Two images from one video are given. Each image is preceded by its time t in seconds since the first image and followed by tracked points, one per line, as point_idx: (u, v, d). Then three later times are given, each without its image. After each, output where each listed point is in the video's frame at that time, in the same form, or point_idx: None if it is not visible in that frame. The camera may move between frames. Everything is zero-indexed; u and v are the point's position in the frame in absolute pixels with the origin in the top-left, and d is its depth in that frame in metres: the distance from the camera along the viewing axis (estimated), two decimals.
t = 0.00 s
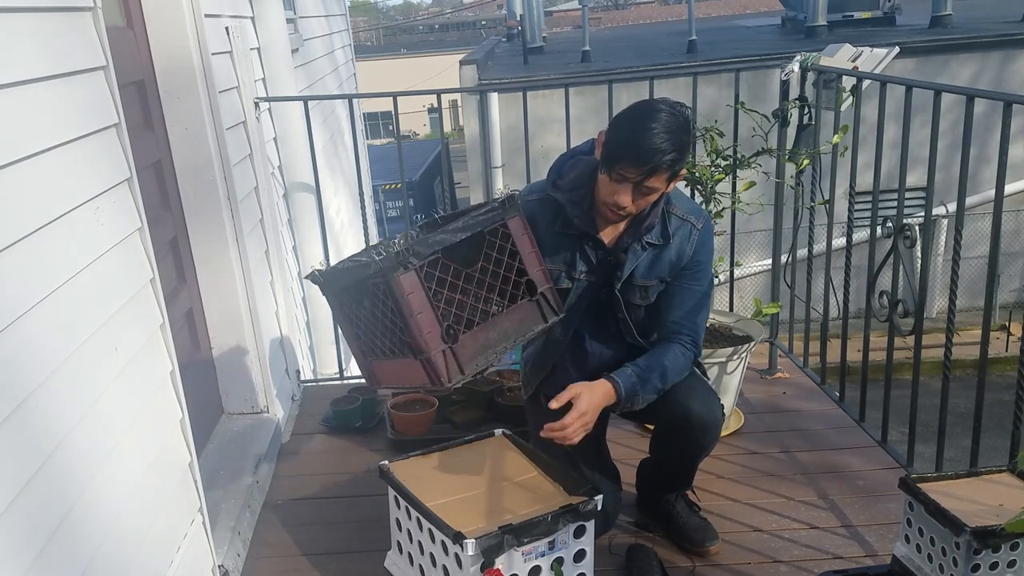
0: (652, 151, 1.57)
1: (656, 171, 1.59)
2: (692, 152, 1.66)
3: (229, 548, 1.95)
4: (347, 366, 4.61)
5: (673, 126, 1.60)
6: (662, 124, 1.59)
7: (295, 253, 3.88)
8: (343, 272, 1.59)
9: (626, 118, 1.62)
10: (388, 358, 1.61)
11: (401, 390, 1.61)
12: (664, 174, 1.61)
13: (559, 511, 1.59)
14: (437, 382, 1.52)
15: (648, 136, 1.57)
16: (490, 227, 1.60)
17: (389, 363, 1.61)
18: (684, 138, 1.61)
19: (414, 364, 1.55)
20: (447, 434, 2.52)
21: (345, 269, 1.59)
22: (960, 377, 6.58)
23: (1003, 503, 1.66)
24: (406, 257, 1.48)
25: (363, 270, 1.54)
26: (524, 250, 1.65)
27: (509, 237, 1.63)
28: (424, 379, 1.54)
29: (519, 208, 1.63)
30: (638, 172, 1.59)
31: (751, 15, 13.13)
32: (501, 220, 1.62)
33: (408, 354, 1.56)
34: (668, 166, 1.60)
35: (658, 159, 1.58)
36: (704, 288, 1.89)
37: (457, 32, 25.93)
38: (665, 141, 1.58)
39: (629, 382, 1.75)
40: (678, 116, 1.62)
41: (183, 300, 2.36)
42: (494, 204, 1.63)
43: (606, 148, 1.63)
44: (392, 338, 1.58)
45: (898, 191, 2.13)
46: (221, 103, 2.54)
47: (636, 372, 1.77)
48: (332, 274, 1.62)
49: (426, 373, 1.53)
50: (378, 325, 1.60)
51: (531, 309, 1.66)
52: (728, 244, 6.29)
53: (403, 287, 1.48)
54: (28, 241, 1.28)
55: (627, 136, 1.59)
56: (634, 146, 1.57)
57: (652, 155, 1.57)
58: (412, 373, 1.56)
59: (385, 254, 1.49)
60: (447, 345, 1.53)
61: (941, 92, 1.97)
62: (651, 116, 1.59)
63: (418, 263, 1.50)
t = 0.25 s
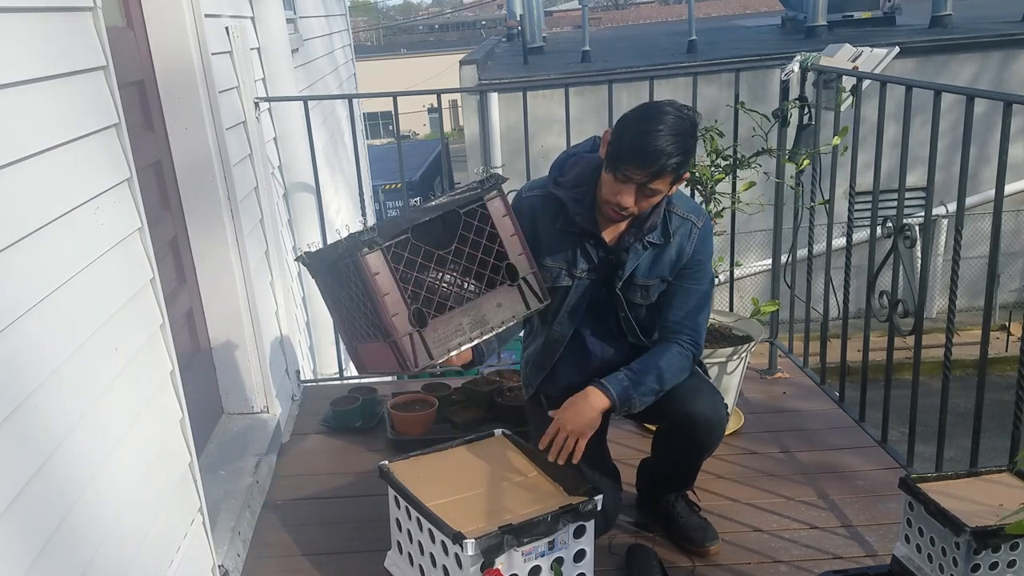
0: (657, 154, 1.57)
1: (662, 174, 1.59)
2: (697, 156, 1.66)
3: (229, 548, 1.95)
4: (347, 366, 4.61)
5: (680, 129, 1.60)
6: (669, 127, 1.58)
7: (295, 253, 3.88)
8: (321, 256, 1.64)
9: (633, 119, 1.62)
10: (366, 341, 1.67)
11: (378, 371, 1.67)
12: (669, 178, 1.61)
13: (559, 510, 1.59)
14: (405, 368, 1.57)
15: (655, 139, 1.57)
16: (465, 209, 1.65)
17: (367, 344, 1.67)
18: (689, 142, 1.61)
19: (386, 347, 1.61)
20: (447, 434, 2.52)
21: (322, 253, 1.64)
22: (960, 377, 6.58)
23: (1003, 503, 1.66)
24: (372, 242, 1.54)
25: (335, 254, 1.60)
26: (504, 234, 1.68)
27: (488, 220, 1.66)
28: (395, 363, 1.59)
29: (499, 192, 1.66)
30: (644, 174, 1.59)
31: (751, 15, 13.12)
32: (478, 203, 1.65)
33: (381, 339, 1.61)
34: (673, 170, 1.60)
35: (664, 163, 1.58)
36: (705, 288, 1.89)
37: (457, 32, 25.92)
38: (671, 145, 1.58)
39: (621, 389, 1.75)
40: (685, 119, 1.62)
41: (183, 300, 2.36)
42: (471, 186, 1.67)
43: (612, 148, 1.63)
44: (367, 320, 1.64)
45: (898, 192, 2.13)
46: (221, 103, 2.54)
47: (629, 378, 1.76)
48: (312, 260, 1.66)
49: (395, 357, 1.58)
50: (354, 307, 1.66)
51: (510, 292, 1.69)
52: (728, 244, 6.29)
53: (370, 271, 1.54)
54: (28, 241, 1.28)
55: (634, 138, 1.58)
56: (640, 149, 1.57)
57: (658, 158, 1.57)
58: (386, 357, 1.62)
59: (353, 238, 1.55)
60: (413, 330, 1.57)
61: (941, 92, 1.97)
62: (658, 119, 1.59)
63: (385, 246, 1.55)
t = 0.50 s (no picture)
0: (650, 150, 1.57)
1: (654, 169, 1.59)
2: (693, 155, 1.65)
3: (229, 548, 1.95)
4: (347, 366, 4.61)
5: (675, 127, 1.59)
6: (664, 124, 1.59)
7: (295, 253, 3.88)
8: (339, 260, 1.60)
9: (628, 118, 1.62)
10: (375, 351, 1.63)
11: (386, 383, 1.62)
12: (661, 174, 1.61)
13: (559, 511, 1.59)
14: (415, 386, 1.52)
15: (649, 135, 1.57)
16: (496, 236, 1.58)
17: (376, 355, 1.62)
18: (685, 140, 1.61)
19: (398, 363, 1.55)
20: (447, 434, 2.52)
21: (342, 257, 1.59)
22: (960, 377, 6.59)
23: (1003, 503, 1.66)
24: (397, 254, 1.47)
25: (356, 261, 1.54)
26: (527, 265, 1.62)
27: (514, 249, 1.60)
28: (405, 380, 1.54)
29: (527, 221, 1.60)
30: (636, 170, 1.59)
31: (751, 15, 13.13)
32: (509, 231, 1.59)
33: (392, 352, 1.56)
34: (666, 166, 1.59)
35: (658, 158, 1.57)
36: (705, 291, 1.89)
37: (457, 32, 25.92)
38: (665, 141, 1.58)
39: (636, 385, 1.75)
40: (681, 117, 1.62)
41: (183, 300, 2.36)
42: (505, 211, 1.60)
43: (607, 147, 1.64)
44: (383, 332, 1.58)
45: (898, 192, 2.13)
46: (221, 103, 2.54)
47: (644, 375, 1.77)
48: (331, 261, 1.63)
49: (407, 374, 1.53)
50: (369, 318, 1.60)
51: (528, 323, 1.64)
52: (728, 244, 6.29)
53: (391, 285, 1.48)
54: (28, 241, 1.28)
55: (627, 134, 1.59)
56: (633, 145, 1.58)
57: (651, 154, 1.57)
58: (395, 371, 1.57)
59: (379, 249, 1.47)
60: (430, 349, 1.52)
61: (941, 92, 1.97)
62: (654, 117, 1.59)
63: (412, 262, 1.48)
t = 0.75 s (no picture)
0: (638, 142, 1.56)
1: (641, 160, 1.59)
2: (683, 147, 1.65)
3: (229, 548, 1.95)
4: (347, 366, 4.61)
5: (663, 119, 1.59)
6: (653, 116, 1.58)
7: (295, 253, 3.88)
8: (385, 281, 1.54)
9: (618, 113, 1.62)
10: (413, 370, 1.61)
11: (421, 402, 1.61)
12: (650, 164, 1.60)
13: (559, 511, 1.59)
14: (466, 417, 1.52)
15: (637, 127, 1.57)
16: (549, 271, 1.56)
17: (416, 374, 1.60)
18: (674, 132, 1.61)
19: (446, 390, 1.54)
20: (448, 434, 2.53)
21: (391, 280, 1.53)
22: (960, 377, 6.59)
23: (1003, 502, 1.66)
24: (466, 293, 1.41)
25: (411, 289, 1.47)
26: (569, 295, 1.62)
27: (558, 278, 1.59)
28: (454, 407, 1.54)
29: (574, 254, 1.59)
30: (624, 162, 1.59)
31: (751, 15, 13.13)
32: (559, 266, 1.57)
33: (439, 378, 1.55)
34: (654, 157, 1.59)
35: (645, 149, 1.57)
36: (705, 290, 1.88)
37: (457, 32, 25.89)
38: (653, 133, 1.57)
39: (665, 370, 1.78)
40: (669, 109, 1.62)
41: (183, 300, 2.36)
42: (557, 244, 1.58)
43: (597, 142, 1.64)
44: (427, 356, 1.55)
45: (898, 192, 2.13)
46: (220, 103, 2.54)
47: (668, 361, 1.80)
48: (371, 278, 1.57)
49: (457, 402, 1.53)
50: (413, 340, 1.57)
51: (564, 354, 1.65)
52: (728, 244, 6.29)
53: (454, 323, 1.43)
54: (28, 241, 1.28)
55: (615, 128, 1.59)
56: (620, 138, 1.58)
57: (638, 145, 1.57)
58: (441, 395, 1.56)
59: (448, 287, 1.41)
60: (484, 382, 1.50)
61: (941, 92, 1.97)
62: (642, 110, 1.59)
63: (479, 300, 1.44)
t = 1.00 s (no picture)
0: (637, 140, 1.56)
1: (641, 158, 1.58)
2: (680, 143, 1.65)
3: (229, 548, 1.95)
4: (347, 366, 4.61)
5: (658, 115, 1.59)
6: (647, 113, 1.58)
7: (295, 253, 3.88)
8: (414, 307, 1.51)
9: (613, 112, 1.62)
10: (434, 395, 1.59)
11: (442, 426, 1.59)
12: (650, 161, 1.60)
13: (559, 511, 1.59)
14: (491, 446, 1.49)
15: (633, 125, 1.57)
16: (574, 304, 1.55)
17: (438, 400, 1.58)
18: (670, 128, 1.61)
19: (472, 420, 1.51)
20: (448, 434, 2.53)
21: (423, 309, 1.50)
22: (960, 377, 6.59)
23: (1003, 502, 1.66)
24: (504, 330, 1.39)
25: (444, 320, 1.44)
26: (590, 325, 1.62)
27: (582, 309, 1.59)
28: (479, 437, 1.51)
29: (601, 286, 1.59)
30: (623, 161, 1.59)
31: (751, 15, 13.12)
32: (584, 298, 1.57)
33: (464, 406, 1.53)
34: (652, 154, 1.59)
35: (643, 146, 1.57)
36: (705, 289, 1.88)
37: (457, 32, 25.87)
38: (651, 130, 1.57)
39: (654, 359, 1.76)
40: (665, 106, 1.62)
41: (183, 300, 2.35)
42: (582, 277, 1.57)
43: (594, 142, 1.64)
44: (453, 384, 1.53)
45: (898, 192, 2.13)
46: (220, 103, 2.54)
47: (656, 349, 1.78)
48: (398, 301, 1.55)
49: (483, 434, 1.49)
50: (439, 366, 1.55)
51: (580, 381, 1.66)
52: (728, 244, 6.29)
53: (489, 358, 1.41)
54: (28, 241, 1.27)
55: (612, 127, 1.59)
56: (618, 136, 1.58)
57: (635, 143, 1.56)
58: (466, 423, 1.54)
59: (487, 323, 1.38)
60: (512, 414, 1.48)
61: (941, 92, 1.97)
62: (637, 107, 1.59)
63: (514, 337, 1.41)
